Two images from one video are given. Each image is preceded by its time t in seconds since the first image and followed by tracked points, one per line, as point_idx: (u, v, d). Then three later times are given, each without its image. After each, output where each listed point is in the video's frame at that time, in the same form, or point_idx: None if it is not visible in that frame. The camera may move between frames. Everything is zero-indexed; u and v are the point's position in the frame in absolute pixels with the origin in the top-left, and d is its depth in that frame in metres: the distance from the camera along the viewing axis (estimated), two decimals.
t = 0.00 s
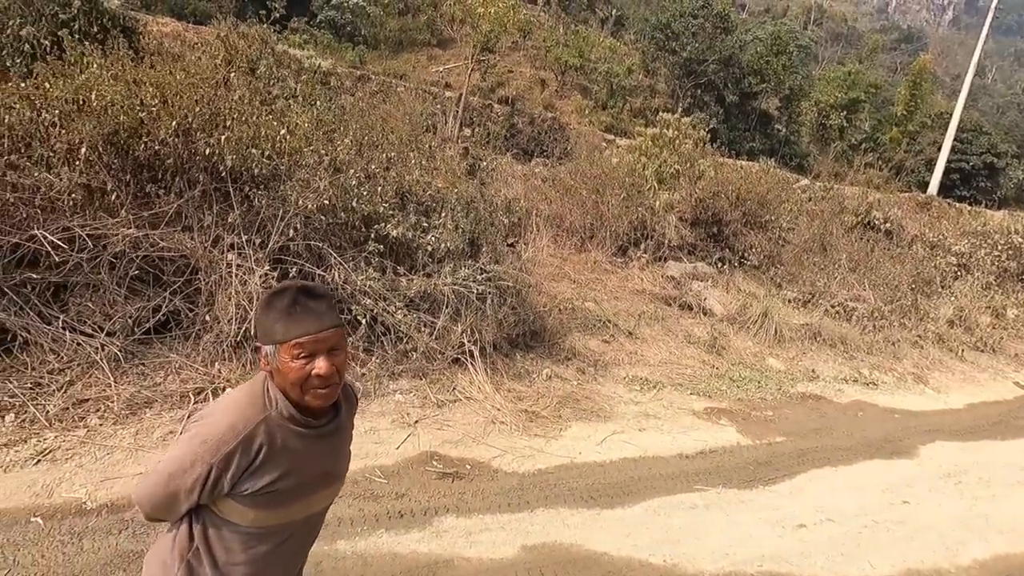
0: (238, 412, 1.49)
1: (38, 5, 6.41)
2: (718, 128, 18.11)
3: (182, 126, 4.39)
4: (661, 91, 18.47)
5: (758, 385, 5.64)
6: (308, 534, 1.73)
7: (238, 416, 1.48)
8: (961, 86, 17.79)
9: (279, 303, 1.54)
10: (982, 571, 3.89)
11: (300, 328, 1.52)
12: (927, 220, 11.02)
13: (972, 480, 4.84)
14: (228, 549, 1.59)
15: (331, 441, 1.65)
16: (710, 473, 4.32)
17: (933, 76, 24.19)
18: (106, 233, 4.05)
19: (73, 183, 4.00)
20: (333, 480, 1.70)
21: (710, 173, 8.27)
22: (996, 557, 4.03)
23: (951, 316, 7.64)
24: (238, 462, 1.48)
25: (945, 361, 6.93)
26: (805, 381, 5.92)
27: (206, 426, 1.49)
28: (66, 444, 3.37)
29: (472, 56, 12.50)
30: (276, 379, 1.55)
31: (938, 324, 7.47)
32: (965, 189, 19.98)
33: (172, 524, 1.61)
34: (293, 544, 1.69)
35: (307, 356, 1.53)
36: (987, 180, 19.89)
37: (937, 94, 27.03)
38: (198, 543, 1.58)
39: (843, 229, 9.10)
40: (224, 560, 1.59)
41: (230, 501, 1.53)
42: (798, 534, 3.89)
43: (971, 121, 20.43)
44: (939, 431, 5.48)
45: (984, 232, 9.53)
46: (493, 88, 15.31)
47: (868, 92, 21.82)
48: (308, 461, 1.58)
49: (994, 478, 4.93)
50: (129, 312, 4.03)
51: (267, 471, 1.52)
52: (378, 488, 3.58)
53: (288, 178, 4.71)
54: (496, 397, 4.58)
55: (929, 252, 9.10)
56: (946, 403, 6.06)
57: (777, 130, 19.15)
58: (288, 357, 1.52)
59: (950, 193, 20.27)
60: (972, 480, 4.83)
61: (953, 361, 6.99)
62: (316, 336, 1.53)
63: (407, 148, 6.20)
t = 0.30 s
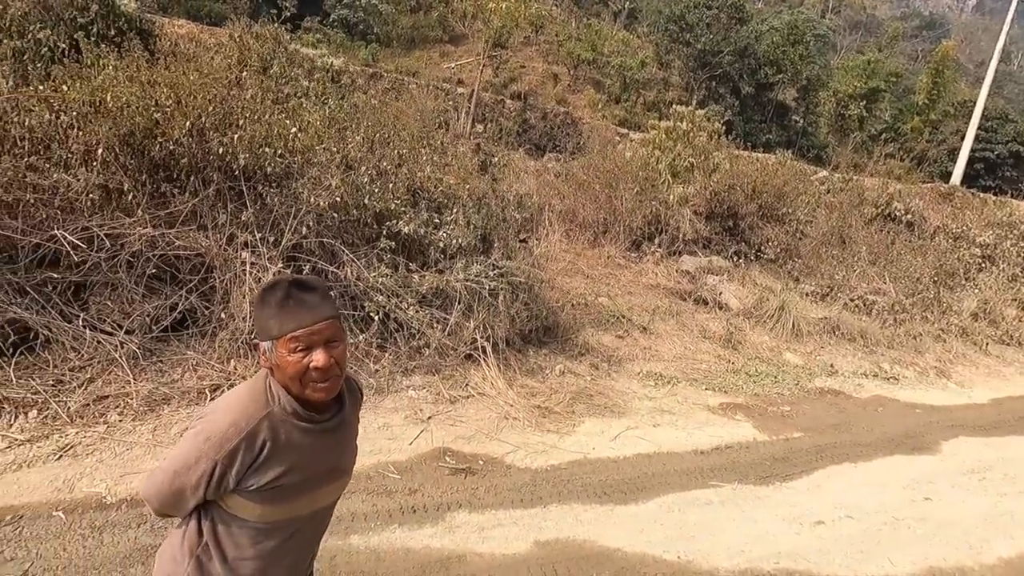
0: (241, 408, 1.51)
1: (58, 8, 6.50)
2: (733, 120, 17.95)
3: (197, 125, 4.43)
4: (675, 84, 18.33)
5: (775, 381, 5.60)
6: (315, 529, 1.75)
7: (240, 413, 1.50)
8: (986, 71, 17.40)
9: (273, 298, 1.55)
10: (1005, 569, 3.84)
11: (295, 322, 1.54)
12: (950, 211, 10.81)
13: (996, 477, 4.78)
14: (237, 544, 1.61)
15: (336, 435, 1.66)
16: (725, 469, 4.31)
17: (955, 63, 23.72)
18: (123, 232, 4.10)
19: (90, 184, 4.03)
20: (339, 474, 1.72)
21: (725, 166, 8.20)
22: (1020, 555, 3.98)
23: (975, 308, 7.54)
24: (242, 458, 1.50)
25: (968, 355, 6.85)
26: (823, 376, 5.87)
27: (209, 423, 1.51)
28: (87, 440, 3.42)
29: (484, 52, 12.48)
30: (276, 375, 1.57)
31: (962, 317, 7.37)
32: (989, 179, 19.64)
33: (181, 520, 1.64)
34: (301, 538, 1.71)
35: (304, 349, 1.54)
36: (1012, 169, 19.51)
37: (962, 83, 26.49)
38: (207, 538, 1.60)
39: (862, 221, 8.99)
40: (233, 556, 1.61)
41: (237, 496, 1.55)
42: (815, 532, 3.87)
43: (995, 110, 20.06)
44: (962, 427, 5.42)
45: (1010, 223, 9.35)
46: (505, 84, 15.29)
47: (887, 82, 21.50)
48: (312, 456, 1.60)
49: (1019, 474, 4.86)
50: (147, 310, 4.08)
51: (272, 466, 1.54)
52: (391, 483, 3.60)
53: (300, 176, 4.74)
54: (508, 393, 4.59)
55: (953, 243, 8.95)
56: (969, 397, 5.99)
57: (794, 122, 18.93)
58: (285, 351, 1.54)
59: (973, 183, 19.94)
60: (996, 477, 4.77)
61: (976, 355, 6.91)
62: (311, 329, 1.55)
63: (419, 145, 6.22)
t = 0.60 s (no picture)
0: (254, 406, 1.52)
1: (71, 12, 6.56)
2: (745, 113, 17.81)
3: (209, 125, 4.46)
4: (686, 77, 18.21)
5: (788, 375, 5.57)
6: (328, 523, 1.77)
7: (252, 410, 1.51)
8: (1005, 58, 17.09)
9: (286, 297, 1.53)
10: None
11: (314, 317, 1.54)
12: (968, 201, 10.65)
13: (1014, 471, 4.73)
14: (252, 538, 1.63)
15: (347, 431, 1.68)
16: (739, 464, 4.30)
17: (972, 50, 23.34)
18: (138, 232, 4.14)
19: (106, 184, 4.07)
20: (350, 469, 1.74)
21: (737, 159, 8.14)
22: None
23: (994, 300, 7.45)
24: (254, 455, 1.52)
25: (987, 348, 6.80)
26: (838, 370, 5.83)
27: (222, 421, 1.52)
28: (106, 437, 3.46)
29: (493, 47, 12.45)
30: (294, 373, 1.56)
31: (980, 309, 7.29)
32: (1008, 168, 19.35)
33: (196, 513, 1.66)
34: (313, 531, 1.73)
35: (326, 342, 1.56)
36: None
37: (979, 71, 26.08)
38: (222, 532, 1.63)
39: (877, 213, 8.89)
40: (247, 549, 1.63)
41: (249, 492, 1.57)
42: (829, 527, 3.85)
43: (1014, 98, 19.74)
44: (980, 420, 5.37)
45: None
46: (515, 79, 15.26)
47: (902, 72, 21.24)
48: (323, 451, 1.62)
49: None
50: (162, 309, 4.12)
51: (284, 462, 1.56)
52: (404, 479, 3.63)
53: (311, 174, 4.76)
54: (520, 388, 4.60)
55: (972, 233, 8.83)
56: (988, 391, 5.93)
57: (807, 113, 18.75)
58: (309, 346, 1.54)
59: (991, 173, 19.66)
60: (1014, 471, 4.73)
61: (995, 348, 6.86)
62: (330, 321, 1.56)
63: (428, 141, 6.22)
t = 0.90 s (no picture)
0: (263, 410, 1.51)
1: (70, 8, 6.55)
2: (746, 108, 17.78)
3: (209, 122, 4.46)
4: (686, 71, 18.15)
5: (789, 370, 5.57)
6: (332, 515, 1.80)
7: (263, 414, 1.51)
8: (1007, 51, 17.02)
9: (303, 302, 1.50)
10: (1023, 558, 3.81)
11: (335, 316, 1.54)
12: (970, 195, 10.63)
13: (1013, 465, 4.73)
14: (261, 537, 1.63)
15: (351, 426, 1.70)
16: (738, 459, 4.30)
17: (974, 44, 23.26)
18: (139, 228, 4.14)
19: (105, 181, 4.08)
20: (353, 463, 1.76)
21: (737, 155, 8.13)
22: None
23: (995, 295, 7.45)
24: (268, 456, 1.52)
25: (988, 342, 6.80)
26: (838, 365, 5.84)
27: (231, 427, 1.50)
28: (108, 433, 3.47)
29: (493, 42, 12.43)
30: (315, 375, 1.55)
31: (981, 304, 7.29)
32: (1009, 163, 19.30)
33: (199, 516, 1.63)
34: (319, 524, 1.76)
35: (349, 336, 1.57)
36: None
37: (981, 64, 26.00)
38: (229, 534, 1.62)
39: (878, 208, 8.87)
40: (256, 547, 1.64)
41: (258, 493, 1.57)
42: (829, 520, 3.86)
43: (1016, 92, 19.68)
44: (980, 415, 5.38)
45: None
46: (515, 74, 15.22)
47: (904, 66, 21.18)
48: (331, 447, 1.64)
49: None
50: (163, 306, 4.12)
51: (294, 461, 1.57)
52: (405, 474, 3.63)
53: (311, 170, 4.76)
54: (520, 384, 4.60)
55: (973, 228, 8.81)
56: (989, 385, 5.93)
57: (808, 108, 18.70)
58: (336, 345, 1.54)
59: (993, 167, 19.62)
60: (1013, 465, 4.74)
61: (996, 342, 6.86)
62: (348, 317, 1.58)
63: (428, 137, 6.22)
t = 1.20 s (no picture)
0: (266, 409, 1.51)
1: None
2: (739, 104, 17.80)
3: (200, 115, 4.43)
4: (680, 67, 18.14)
5: (781, 365, 5.60)
6: (333, 511, 1.80)
7: (267, 413, 1.50)
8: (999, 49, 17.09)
9: (305, 301, 1.49)
10: (1011, 551, 3.85)
11: (337, 313, 1.53)
12: (960, 192, 10.70)
13: (1002, 459, 4.78)
14: (263, 535, 1.63)
15: (352, 424, 1.70)
16: (730, 454, 4.32)
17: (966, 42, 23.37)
18: (130, 223, 4.11)
19: (95, 175, 4.05)
20: (353, 459, 1.76)
21: (731, 151, 8.14)
22: None
23: (984, 291, 7.51)
24: (272, 456, 1.52)
25: (976, 338, 6.85)
26: (829, 360, 5.87)
27: (235, 428, 1.49)
28: (99, 429, 3.45)
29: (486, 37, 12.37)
30: (321, 373, 1.54)
31: (970, 300, 7.34)
32: (1000, 160, 19.43)
33: (199, 516, 1.62)
34: (319, 520, 1.75)
35: (353, 333, 1.56)
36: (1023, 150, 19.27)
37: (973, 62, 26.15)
38: (231, 533, 1.61)
39: (870, 204, 8.91)
40: (258, 545, 1.64)
41: (261, 492, 1.56)
42: (819, 514, 3.89)
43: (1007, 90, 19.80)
44: (968, 410, 5.42)
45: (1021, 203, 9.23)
46: (508, 69, 15.16)
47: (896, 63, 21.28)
48: (333, 444, 1.64)
49: None
50: (155, 301, 4.10)
51: (297, 460, 1.57)
52: (399, 469, 3.63)
53: (303, 165, 4.74)
54: (514, 379, 4.61)
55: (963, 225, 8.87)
56: (977, 381, 5.97)
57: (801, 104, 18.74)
58: (341, 342, 1.53)
59: (983, 165, 19.74)
60: (1001, 458, 4.78)
61: (984, 338, 6.91)
62: (350, 313, 1.57)
63: (421, 132, 6.20)
